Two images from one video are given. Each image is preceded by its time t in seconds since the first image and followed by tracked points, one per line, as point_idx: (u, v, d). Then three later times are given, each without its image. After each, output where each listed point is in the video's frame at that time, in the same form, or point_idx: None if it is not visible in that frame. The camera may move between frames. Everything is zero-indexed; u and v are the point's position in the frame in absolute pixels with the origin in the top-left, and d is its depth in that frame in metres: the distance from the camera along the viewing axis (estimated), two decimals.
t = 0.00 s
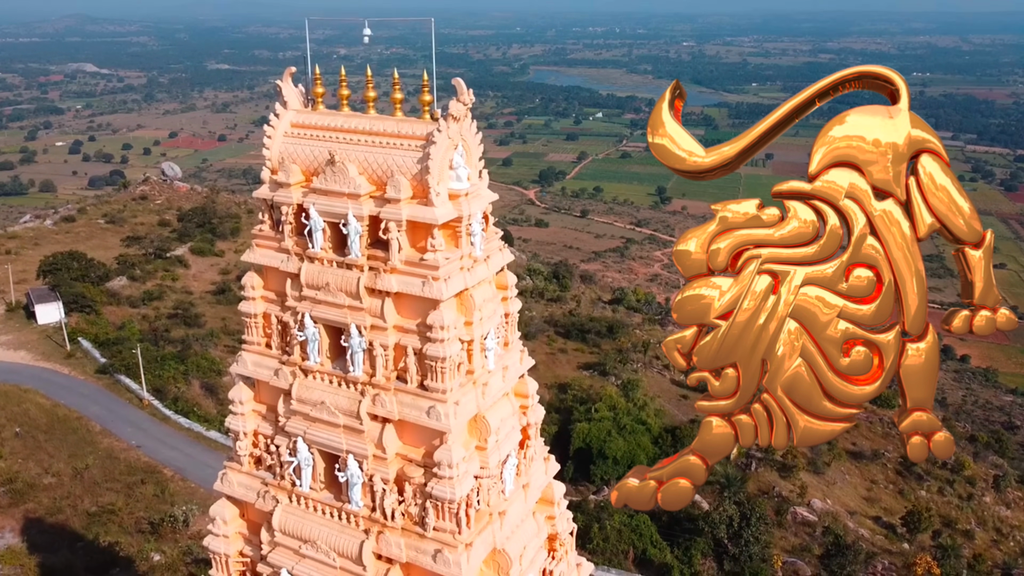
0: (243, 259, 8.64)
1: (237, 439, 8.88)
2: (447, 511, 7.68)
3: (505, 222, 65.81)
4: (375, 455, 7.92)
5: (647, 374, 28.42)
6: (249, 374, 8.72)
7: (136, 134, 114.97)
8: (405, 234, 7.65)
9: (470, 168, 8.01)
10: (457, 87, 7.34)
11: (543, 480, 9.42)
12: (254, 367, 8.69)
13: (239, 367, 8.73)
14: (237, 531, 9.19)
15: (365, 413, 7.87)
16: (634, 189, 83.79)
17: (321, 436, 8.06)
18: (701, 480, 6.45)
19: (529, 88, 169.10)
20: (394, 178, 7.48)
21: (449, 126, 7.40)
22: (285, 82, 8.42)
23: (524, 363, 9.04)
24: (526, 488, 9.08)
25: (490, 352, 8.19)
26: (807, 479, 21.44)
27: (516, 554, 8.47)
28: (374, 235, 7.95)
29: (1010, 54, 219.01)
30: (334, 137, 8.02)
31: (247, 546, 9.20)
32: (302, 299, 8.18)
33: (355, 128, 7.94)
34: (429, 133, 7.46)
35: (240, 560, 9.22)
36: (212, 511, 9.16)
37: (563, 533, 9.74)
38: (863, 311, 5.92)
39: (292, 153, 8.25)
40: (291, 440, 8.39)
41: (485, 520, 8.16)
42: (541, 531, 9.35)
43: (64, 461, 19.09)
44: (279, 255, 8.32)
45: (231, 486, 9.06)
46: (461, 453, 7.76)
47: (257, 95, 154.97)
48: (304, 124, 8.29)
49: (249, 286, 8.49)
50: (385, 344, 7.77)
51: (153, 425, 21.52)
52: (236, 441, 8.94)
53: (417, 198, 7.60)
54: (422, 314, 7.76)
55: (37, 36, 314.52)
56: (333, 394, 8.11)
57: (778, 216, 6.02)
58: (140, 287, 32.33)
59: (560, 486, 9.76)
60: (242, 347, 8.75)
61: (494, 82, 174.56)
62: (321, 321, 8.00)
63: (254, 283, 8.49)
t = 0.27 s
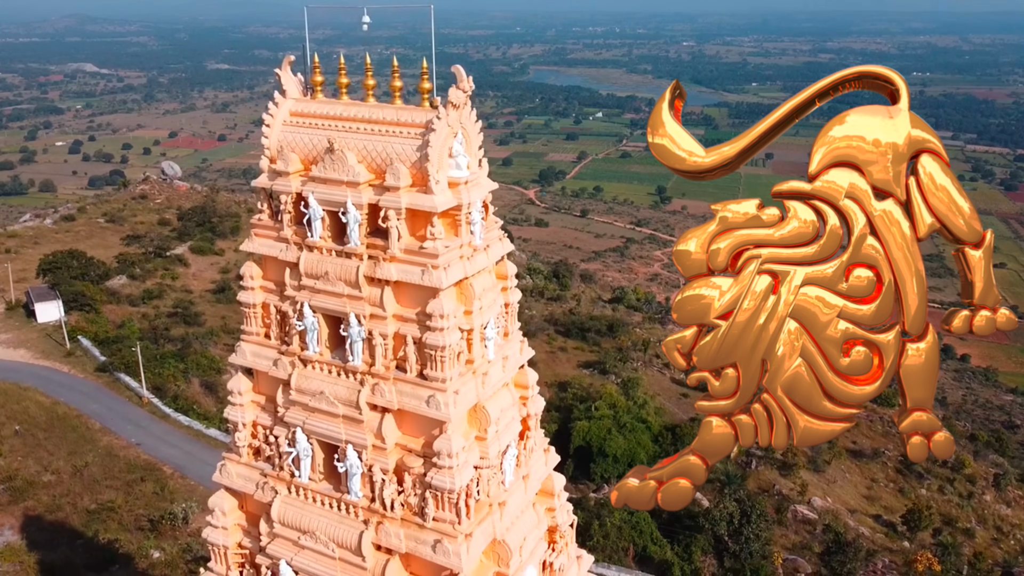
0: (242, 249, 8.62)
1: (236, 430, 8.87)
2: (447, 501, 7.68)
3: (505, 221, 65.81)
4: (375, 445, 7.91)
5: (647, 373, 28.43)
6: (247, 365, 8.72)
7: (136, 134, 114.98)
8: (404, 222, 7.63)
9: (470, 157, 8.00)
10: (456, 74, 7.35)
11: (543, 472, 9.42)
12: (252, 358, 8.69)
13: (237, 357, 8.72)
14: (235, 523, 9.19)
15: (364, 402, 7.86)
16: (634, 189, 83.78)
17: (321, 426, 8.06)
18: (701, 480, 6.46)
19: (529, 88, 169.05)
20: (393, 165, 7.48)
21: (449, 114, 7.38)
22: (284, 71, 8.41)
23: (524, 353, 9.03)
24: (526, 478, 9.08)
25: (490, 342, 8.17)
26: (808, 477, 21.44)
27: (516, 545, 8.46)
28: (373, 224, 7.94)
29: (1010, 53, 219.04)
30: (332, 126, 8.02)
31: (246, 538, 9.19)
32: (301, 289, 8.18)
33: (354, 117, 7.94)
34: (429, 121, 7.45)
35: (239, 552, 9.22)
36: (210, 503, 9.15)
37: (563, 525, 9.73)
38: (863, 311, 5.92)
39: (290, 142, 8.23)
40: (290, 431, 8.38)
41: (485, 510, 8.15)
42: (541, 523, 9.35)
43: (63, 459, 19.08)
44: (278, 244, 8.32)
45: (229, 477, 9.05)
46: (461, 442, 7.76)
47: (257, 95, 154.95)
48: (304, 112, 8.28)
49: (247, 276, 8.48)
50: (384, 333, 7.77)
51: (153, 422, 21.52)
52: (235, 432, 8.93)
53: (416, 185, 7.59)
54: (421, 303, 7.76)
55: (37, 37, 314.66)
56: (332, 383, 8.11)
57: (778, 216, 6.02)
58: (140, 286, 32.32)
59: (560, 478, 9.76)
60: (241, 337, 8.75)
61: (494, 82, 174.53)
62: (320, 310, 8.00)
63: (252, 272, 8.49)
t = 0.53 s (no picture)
0: (241, 239, 8.62)
1: (235, 421, 8.87)
2: (447, 491, 7.67)
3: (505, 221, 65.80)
4: (374, 434, 7.90)
5: (647, 371, 28.45)
6: (246, 356, 8.72)
7: (136, 133, 114.91)
8: (404, 211, 7.63)
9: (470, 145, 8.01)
10: (456, 61, 7.35)
11: (542, 464, 9.41)
12: (252, 348, 8.70)
13: (236, 348, 8.72)
14: (234, 515, 9.19)
15: (364, 392, 7.85)
16: (634, 188, 83.76)
17: (320, 416, 8.05)
18: (701, 480, 6.46)
19: (529, 88, 169.01)
20: (392, 153, 7.48)
21: (449, 102, 7.39)
22: (283, 60, 8.41)
23: (524, 344, 9.02)
24: (526, 469, 9.08)
25: (490, 331, 8.16)
26: (808, 475, 21.44)
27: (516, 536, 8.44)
28: (372, 213, 7.93)
29: (1010, 53, 219.07)
30: (331, 114, 8.01)
31: (245, 530, 9.19)
32: (300, 278, 8.18)
33: (353, 105, 7.94)
34: (429, 108, 7.45)
35: (237, 544, 9.21)
36: (209, 494, 9.15)
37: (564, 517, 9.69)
38: (863, 311, 5.92)
39: (289, 130, 8.23)
40: (289, 422, 8.37)
41: (485, 501, 8.14)
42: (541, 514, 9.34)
43: (63, 457, 19.07)
44: (277, 234, 8.31)
45: (228, 468, 9.05)
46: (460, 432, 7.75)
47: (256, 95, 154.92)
48: (302, 101, 8.27)
49: (246, 266, 8.48)
50: (384, 322, 7.77)
51: (153, 420, 21.55)
52: (234, 423, 8.93)
53: (415, 173, 7.59)
54: (421, 292, 7.76)
55: (37, 37, 314.62)
56: (331, 373, 8.10)
57: (778, 216, 6.02)
58: (140, 285, 32.33)
59: (560, 470, 9.74)
60: (240, 328, 8.75)
61: (494, 82, 174.51)
62: (319, 299, 8.00)
63: (251, 262, 8.49)
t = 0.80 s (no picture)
0: (240, 228, 8.62)
1: (234, 411, 8.88)
2: (446, 480, 7.67)
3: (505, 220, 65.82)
4: (373, 424, 7.91)
5: (647, 370, 28.46)
6: (245, 345, 8.73)
7: (136, 133, 114.92)
8: (403, 198, 7.62)
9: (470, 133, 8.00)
10: (456, 47, 7.34)
11: (543, 454, 9.40)
12: (251, 338, 8.71)
13: (236, 337, 8.73)
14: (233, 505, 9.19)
15: (363, 380, 7.85)
16: (634, 188, 83.75)
17: (319, 405, 8.05)
18: (701, 480, 6.45)
19: (530, 87, 168.99)
20: (392, 140, 7.46)
21: (448, 88, 7.38)
22: (281, 47, 8.41)
23: (524, 334, 9.01)
24: (526, 460, 9.09)
25: (489, 320, 8.16)
26: (808, 474, 21.46)
27: (516, 526, 8.44)
28: (371, 200, 7.92)
29: (1011, 53, 218.94)
30: (330, 101, 8.01)
31: (244, 520, 9.20)
32: (299, 267, 8.18)
33: (352, 92, 7.92)
34: (428, 95, 7.43)
35: (236, 535, 9.21)
36: (208, 485, 9.16)
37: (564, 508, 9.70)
38: (863, 311, 5.92)
39: (287, 118, 8.22)
40: (288, 411, 8.37)
41: (484, 490, 8.14)
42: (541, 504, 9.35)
43: (62, 454, 19.07)
44: (276, 222, 8.31)
45: (227, 459, 9.05)
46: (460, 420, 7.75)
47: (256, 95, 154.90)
48: (301, 89, 8.27)
49: (246, 255, 8.50)
50: (383, 310, 7.76)
51: (152, 418, 21.58)
52: (233, 413, 8.94)
53: (414, 160, 7.58)
54: (420, 280, 7.75)
55: (37, 36, 314.66)
56: (330, 362, 8.10)
57: (779, 216, 6.02)
58: (140, 283, 32.34)
59: (560, 461, 9.73)
60: (239, 317, 8.76)
61: (494, 82, 174.53)
62: (318, 288, 8.00)
63: (250, 251, 8.50)
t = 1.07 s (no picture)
0: (238, 216, 8.62)
1: (233, 401, 8.88)
2: (445, 469, 7.67)
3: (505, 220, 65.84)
4: (371, 412, 7.91)
5: (647, 368, 28.48)
6: (244, 333, 8.74)
7: (136, 133, 114.92)
8: (402, 184, 7.62)
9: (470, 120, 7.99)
10: (455, 33, 7.34)
11: (543, 444, 9.42)
12: (249, 327, 8.71)
13: (234, 326, 8.73)
14: (231, 496, 9.20)
15: (362, 368, 7.85)
16: (634, 188, 83.74)
17: (317, 394, 8.05)
18: (701, 480, 6.46)
19: (530, 87, 168.98)
20: (391, 125, 7.45)
21: (447, 74, 7.38)
22: (280, 35, 8.41)
23: (524, 323, 9.00)
24: (526, 449, 9.10)
25: (489, 309, 8.15)
26: (808, 472, 21.49)
27: (515, 516, 8.43)
28: (370, 187, 7.91)
29: (1011, 53, 218.76)
30: (329, 88, 8.00)
31: (242, 511, 9.21)
32: (298, 255, 8.18)
33: (351, 79, 7.92)
34: (426, 81, 7.44)
35: (235, 526, 9.21)
36: (206, 476, 9.17)
37: (564, 499, 9.69)
38: (863, 311, 5.92)
39: (286, 105, 8.21)
40: (287, 400, 8.36)
41: (484, 479, 8.15)
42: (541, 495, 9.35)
43: (62, 452, 19.09)
44: (275, 210, 8.31)
45: (225, 449, 9.05)
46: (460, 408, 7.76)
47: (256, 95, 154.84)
48: (300, 76, 8.27)
49: (244, 243, 8.50)
50: (382, 298, 7.76)
51: (152, 416, 21.63)
52: (232, 403, 8.94)
53: (413, 146, 7.57)
54: (419, 267, 7.75)
55: (37, 36, 314.58)
56: (329, 350, 8.10)
57: (778, 216, 6.02)
58: (140, 282, 32.37)
59: (561, 452, 9.74)
60: (238, 306, 8.76)
61: (494, 82, 174.53)
62: (316, 275, 7.99)
63: (248, 239, 8.50)
